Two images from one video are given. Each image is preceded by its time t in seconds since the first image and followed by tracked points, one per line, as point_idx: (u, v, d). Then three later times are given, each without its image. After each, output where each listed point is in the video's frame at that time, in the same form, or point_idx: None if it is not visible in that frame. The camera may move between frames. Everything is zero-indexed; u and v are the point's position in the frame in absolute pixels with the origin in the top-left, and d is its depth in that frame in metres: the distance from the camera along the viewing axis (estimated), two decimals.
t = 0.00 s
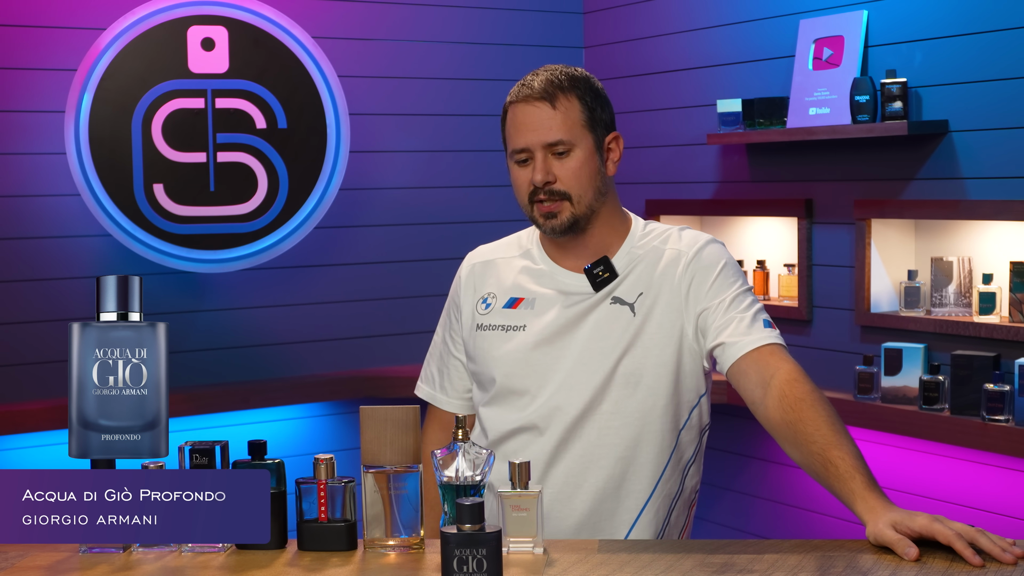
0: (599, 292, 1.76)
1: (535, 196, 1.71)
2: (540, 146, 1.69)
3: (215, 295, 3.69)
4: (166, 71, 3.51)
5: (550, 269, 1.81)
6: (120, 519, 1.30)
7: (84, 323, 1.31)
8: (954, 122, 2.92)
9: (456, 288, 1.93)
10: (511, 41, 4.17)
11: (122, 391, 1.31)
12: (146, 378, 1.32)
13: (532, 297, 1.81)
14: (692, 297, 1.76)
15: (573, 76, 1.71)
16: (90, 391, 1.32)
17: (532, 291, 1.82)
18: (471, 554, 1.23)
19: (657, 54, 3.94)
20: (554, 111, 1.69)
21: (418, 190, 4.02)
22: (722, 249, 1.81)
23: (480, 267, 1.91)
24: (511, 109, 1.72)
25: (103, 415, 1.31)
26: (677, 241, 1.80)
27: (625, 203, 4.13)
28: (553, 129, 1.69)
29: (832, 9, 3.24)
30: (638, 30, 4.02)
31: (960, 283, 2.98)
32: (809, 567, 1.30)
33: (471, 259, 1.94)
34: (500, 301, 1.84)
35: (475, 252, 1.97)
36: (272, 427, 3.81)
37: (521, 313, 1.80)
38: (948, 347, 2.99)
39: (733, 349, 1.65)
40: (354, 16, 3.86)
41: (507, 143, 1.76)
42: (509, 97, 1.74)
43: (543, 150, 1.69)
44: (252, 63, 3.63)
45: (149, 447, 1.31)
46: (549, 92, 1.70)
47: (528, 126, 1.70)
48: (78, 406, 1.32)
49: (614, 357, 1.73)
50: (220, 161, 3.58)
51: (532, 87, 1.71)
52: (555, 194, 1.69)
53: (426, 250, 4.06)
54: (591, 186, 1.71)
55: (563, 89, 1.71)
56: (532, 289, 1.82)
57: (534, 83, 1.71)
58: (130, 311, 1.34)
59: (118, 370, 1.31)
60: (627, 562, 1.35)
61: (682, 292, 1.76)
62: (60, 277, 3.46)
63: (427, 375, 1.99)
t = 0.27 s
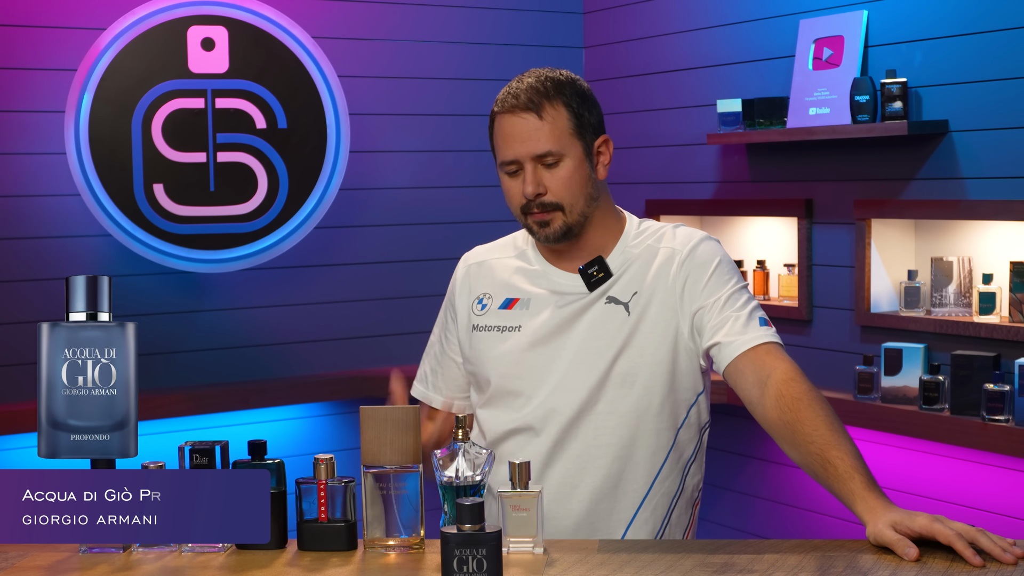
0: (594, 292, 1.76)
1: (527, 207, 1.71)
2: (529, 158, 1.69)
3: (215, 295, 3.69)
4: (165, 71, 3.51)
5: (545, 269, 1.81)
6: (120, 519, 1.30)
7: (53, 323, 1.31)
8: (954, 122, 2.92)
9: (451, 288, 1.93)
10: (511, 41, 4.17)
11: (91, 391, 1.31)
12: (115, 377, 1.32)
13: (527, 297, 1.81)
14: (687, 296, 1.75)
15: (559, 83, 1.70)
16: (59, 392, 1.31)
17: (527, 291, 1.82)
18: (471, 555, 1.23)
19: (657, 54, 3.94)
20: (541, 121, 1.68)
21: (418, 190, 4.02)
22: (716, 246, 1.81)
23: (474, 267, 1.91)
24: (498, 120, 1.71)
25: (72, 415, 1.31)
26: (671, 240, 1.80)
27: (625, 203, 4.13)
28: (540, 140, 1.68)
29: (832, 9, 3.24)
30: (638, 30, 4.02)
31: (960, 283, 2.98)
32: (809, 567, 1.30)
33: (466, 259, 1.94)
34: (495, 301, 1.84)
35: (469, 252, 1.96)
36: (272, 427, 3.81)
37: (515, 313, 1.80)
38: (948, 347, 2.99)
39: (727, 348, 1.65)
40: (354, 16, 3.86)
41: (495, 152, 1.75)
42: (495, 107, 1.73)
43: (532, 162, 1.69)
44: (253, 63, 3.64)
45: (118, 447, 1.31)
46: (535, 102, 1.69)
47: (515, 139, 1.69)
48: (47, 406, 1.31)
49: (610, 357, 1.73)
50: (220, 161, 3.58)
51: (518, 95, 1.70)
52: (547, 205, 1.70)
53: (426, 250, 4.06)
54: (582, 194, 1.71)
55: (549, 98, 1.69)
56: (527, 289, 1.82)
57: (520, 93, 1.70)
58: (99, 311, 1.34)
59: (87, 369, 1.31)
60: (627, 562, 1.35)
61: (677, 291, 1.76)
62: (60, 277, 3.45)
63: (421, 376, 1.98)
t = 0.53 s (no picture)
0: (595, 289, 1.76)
1: (540, 168, 1.74)
2: (550, 119, 1.74)
3: (214, 295, 3.69)
4: (166, 71, 3.51)
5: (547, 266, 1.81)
6: (120, 519, 1.30)
7: None
8: (955, 122, 2.92)
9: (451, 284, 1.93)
10: (511, 41, 4.17)
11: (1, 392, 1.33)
12: (27, 378, 1.33)
13: (529, 294, 1.82)
14: (688, 295, 1.75)
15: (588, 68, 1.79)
16: None
17: (528, 288, 1.82)
18: (471, 554, 1.23)
19: (657, 54, 3.94)
20: (567, 88, 1.75)
21: (418, 190, 4.02)
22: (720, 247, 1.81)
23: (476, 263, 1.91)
24: (525, 87, 1.78)
25: None
26: (673, 239, 1.80)
27: (625, 203, 4.14)
28: (563, 104, 1.74)
29: (832, 9, 3.24)
30: (637, 30, 4.02)
31: (960, 283, 2.98)
32: (809, 567, 1.31)
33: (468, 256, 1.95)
34: (496, 297, 1.85)
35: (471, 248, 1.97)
36: (272, 427, 3.81)
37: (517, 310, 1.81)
38: (948, 347, 2.99)
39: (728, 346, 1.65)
40: (355, 16, 3.86)
41: (514, 125, 1.81)
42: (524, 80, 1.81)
43: (551, 124, 1.74)
44: (253, 63, 3.64)
45: (29, 447, 1.33)
46: (563, 73, 1.77)
47: (539, 101, 1.75)
48: None
49: (610, 356, 1.74)
50: (221, 161, 3.58)
51: (547, 72, 1.79)
52: (560, 167, 1.73)
53: (427, 250, 4.06)
54: (595, 167, 1.74)
55: (576, 74, 1.78)
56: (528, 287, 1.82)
57: (551, 66, 1.79)
58: (11, 311, 1.35)
59: None
60: (627, 562, 1.35)
61: (678, 290, 1.76)
62: (60, 277, 3.44)
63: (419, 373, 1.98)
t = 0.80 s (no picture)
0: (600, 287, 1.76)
1: (546, 162, 1.75)
2: (555, 115, 1.77)
3: (213, 295, 3.69)
4: (166, 71, 3.51)
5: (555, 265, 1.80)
6: (122, 517, 1.30)
7: None
8: (955, 122, 2.91)
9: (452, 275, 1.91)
10: (511, 41, 4.17)
11: None
12: None
13: (533, 291, 1.80)
14: (693, 298, 1.76)
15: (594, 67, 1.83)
16: None
17: (533, 284, 1.81)
18: (471, 554, 1.23)
19: (656, 53, 3.94)
20: (572, 87, 1.79)
21: (419, 189, 4.02)
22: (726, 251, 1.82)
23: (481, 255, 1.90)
24: (531, 86, 1.82)
25: None
26: (679, 242, 1.81)
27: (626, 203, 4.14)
28: (569, 100, 1.78)
29: (832, 8, 3.24)
30: (637, 30, 4.03)
31: (960, 283, 2.98)
32: (808, 567, 1.31)
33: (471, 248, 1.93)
34: (502, 290, 1.83)
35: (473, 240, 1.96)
36: (272, 427, 3.81)
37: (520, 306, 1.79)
38: (948, 347, 2.98)
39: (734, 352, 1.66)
40: (355, 16, 3.86)
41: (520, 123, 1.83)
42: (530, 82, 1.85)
43: (557, 119, 1.77)
44: (253, 63, 3.64)
45: None
46: (569, 73, 1.81)
47: (545, 98, 1.78)
48: None
49: (615, 355, 1.73)
50: (221, 161, 3.58)
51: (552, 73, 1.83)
52: (566, 159, 1.75)
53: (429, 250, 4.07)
54: (600, 160, 1.76)
55: (582, 74, 1.82)
56: (533, 283, 1.81)
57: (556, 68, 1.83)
58: None
59: None
60: (627, 562, 1.35)
61: (684, 292, 1.77)
62: (60, 276, 3.45)
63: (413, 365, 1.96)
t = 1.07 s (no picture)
0: (588, 288, 2.29)
1: (522, 215, 2.25)
2: (517, 173, 2.23)
3: (262, 294, 4.26)
4: (223, 106, 4.04)
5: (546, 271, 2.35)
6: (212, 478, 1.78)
7: None
8: (881, 150, 3.45)
9: (464, 289, 2.46)
10: (512, 83, 4.77)
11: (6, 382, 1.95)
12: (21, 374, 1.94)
13: (532, 295, 2.33)
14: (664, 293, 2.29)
15: (536, 111, 2.24)
16: None
17: (533, 290, 2.34)
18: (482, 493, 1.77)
19: (632, 93, 4.52)
20: (523, 142, 2.23)
21: (435, 207, 4.60)
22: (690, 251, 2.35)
23: (487, 271, 2.44)
24: (493, 147, 2.27)
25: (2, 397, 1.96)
26: (650, 248, 2.34)
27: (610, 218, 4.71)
28: (524, 157, 2.22)
29: (777, 55, 3.80)
30: (617, 72, 4.62)
31: (886, 284, 3.52)
32: (759, 520, 1.79)
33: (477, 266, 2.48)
34: (503, 298, 2.37)
35: (479, 259, 2.50)
36: (311, 404, 4.36)
37: (522, 308, 2.32)
38: (876, 337, 3.51)
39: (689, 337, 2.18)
40: (380, 61, 4.44)
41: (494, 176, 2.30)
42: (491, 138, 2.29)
43: (519, 176, 2.23)
44: (296, 100, 4.18)
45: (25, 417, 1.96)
46: (517, 128, 2.24)
47: (505, 160, 2.24)
48: None
49: (603, 343, 2.25)
50: (269, 182, 4.11)
51: (504, 127, 2.26)
52: (536, 210, 2.23)
53: (439, 256, 4.63)
54: (563, 199, 2.24)
55: (528, 125, 2.24)
56: (532, 290, 2.34)
57: (506, 123, 2.26)
58: None
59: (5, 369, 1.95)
60: (608, 516, 1.86)
61: (657, 288, 2.29)
62: (134, 278, 4.00)
63: (435, 363, 2.50)
